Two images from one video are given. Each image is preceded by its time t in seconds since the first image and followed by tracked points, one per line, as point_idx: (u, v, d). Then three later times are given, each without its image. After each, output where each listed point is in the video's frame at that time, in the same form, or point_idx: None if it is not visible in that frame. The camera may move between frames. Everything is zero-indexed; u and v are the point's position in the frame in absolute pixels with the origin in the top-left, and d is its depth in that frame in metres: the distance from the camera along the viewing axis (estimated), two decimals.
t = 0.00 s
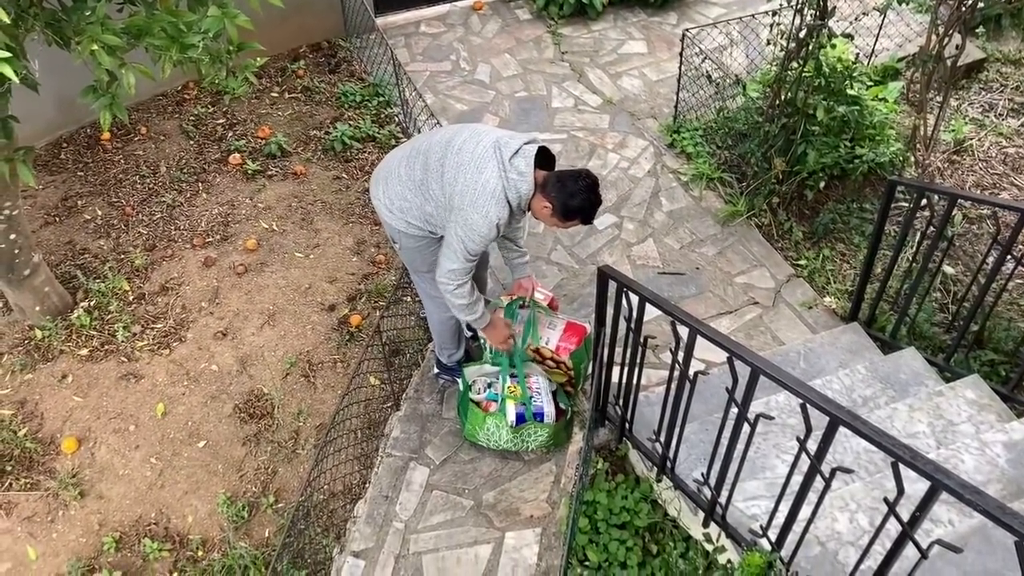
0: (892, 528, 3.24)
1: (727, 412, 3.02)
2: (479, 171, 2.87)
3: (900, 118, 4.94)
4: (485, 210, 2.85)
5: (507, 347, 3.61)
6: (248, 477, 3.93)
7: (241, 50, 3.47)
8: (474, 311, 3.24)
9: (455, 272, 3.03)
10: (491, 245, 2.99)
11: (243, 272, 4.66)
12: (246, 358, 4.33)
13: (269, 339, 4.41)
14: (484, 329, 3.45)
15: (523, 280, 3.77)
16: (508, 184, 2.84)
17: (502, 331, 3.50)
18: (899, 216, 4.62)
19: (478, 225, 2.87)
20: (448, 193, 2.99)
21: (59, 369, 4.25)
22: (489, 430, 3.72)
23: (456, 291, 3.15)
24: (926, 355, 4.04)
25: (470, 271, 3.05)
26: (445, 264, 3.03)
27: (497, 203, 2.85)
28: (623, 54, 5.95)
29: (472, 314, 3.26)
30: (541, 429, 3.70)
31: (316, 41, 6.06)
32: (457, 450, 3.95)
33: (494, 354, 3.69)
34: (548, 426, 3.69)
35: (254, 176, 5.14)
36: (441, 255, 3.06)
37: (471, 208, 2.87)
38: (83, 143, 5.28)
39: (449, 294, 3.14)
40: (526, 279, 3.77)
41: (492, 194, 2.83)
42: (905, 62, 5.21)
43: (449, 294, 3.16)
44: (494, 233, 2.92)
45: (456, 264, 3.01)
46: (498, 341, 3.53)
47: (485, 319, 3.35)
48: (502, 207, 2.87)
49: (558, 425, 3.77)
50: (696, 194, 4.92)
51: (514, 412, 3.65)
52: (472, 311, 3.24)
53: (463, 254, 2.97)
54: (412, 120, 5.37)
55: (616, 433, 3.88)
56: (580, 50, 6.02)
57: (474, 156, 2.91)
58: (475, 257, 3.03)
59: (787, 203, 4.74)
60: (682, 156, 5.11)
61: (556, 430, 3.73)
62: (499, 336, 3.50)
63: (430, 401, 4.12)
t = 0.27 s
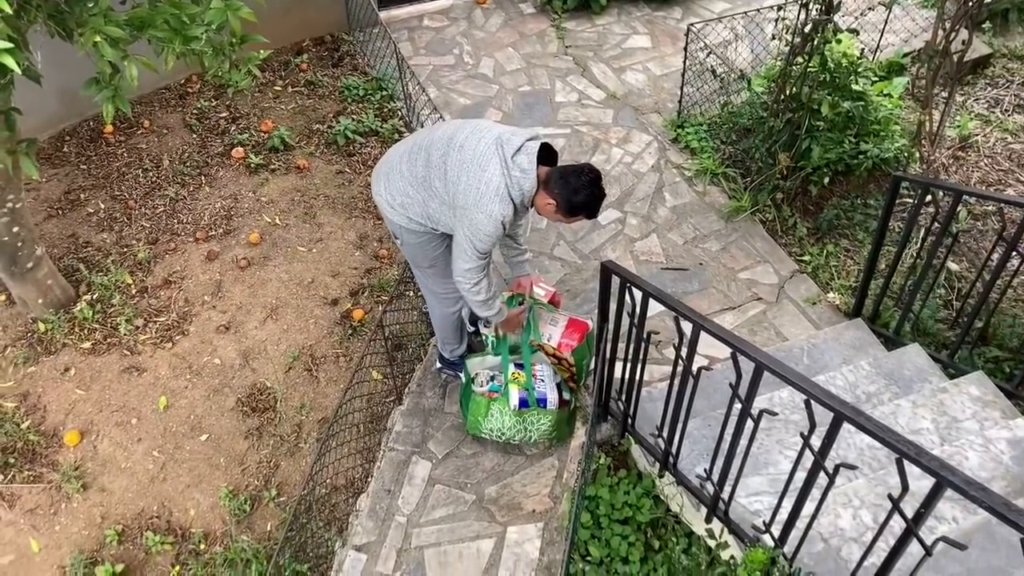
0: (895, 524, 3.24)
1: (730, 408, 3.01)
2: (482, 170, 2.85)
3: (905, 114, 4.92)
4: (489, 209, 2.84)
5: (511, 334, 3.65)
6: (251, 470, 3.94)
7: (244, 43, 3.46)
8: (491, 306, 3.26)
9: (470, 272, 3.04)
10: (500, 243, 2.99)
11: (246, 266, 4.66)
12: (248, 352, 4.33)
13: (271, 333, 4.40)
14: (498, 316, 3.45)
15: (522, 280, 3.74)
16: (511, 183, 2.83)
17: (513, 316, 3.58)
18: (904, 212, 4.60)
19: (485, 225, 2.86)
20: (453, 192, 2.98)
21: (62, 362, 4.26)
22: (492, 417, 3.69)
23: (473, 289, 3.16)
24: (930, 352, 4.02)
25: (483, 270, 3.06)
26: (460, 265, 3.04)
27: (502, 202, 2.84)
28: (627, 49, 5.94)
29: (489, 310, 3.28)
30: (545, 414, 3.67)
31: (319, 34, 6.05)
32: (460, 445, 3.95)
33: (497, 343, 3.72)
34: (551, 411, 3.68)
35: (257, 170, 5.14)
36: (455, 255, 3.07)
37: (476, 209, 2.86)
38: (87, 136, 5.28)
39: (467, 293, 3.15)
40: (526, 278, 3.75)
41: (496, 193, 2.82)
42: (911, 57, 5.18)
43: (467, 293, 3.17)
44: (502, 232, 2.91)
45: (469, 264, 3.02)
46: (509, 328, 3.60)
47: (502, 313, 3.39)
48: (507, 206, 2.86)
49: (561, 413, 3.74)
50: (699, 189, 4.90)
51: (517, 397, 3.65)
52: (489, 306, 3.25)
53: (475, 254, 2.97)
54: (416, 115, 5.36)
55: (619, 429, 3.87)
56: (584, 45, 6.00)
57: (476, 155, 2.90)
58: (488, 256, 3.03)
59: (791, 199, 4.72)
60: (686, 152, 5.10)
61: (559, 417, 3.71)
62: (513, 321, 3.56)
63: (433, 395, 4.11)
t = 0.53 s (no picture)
0: (897, 522, 3.23)
1: (732, 405, 3.00)
2: (486, 164, 2.84)
3: (909, 110, 4.89)
4: (494, 203, 2.83)
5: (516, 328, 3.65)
6: (251, 466, 3.93)
7: (244, 37, 3.44)
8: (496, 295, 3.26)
9: (475, 264, 3.03)
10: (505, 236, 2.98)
11: (247, 261, 4.64)
12: (249, 348, 4.31)
13: (272, 329, 4.39)
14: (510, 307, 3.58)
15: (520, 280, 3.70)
16: (516, 176, 2.81)
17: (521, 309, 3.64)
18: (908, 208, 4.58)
19: (490, 219, 2.86)
20: (456, 186, 2.97)
21: (62, 358, 4.25)
22: (493, 412, 3.69)
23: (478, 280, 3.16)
24: (933, 349, 4.01)
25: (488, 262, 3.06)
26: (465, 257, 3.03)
27: (507, 195, 2.83)
28: (630, 44, 5.91)
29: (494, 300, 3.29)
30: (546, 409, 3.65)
31: (321, 29, 6.03)
32: (461, 441, 3.94)
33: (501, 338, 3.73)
34: (553, 405, 3.65)
35: (258, 165, 5.12)
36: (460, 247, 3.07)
37: (481, 202, 2.85)
38: (87, 130, 5.26)
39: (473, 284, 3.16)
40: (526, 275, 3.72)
41: (501, 187, 2.81)
42: (915, 53, 5.15)
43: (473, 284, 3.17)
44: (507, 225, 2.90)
45: (474, 256, 3.02)
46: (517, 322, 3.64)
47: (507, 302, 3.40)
48: (512, 199, 2.85)
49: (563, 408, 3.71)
50: (702, 185, 4.88)
51: (520, 391, 3.64)
52: (493, 296, 3.26)
53: (480, 247, 2.97)
54: (417, 109, 5.34)
55: (620, 425, 3.86)
56: (587, 40, 5.98)
57: (481, 149, 2.89)
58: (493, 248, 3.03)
59: (794, 194, 4.70)
60: (688, 147, 5.07)
61: (561, 411, 3.68)
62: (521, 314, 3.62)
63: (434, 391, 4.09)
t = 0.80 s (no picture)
0: (899, 520, 3.24)
1: (733, 403, 3.00)
2: (490, 153, 2.83)
3: (911, 106, 4.87)
4: (497, 190, 2.81)
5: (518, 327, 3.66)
6: (252, 464, 3.93)
7: (244, 35, 3.43)
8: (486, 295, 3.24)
9: (470, 255, 3.00)
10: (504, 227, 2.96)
11: (247, 259, 4.64)
12: (250, 345, 4.31)
13: (273, 327, 4.39)
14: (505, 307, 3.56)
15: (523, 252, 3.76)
16: (523, 164, 2.81)
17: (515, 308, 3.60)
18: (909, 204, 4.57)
19: (492, 206, 2.83)
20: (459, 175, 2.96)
21: (63, 355, 4.25)
22: (494, 408, 3.68)
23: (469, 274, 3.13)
24: (935, 346, 4.00)
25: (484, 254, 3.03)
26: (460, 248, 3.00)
27: (511, 183, 2.82)
28: (631, 40, 5.89)
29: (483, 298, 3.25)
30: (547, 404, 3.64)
31: (321, 25, 6.01)
32: (462, 438, 3.94)
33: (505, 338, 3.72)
34: (553, 401, 3.65)
35: (259, 162, 5.11)
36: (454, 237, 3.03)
37: (483, 189, 2.83)
38: (87, 128, 5.26)
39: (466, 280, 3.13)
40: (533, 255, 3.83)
41: (505, 175, 2.80)
42: (916, 49, 5.14)
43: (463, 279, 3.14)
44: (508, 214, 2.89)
45: (470, 246, 2.99)
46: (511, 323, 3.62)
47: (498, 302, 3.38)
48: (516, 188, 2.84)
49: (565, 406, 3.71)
50: (703, 181, 4.87)
51: (520, 390, 3.64)
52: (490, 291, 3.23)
53: (477, 237, 2.94)
54: (417, 106, 5.33)
55: (621, 422, 3.86)
56: (588, 36, 5.96)
57: (485, 137, 2.88)
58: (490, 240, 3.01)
59: (795, 191, 4.68)
60: (690, 144, 5.06)
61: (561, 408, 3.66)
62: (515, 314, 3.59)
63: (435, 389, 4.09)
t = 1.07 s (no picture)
0: (900, 514, 3.24)
1: (735, 398, 3.00)
2: (503, 141, 2.83)
3: (910, 100, 4.87)
4: (508, 177, 2.79)
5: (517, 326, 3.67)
6: (254, 462, 3.93)
7: (243, 33, 3.42)
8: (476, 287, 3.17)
9: (469, 242, 2.93)
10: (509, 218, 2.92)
11: (247, 257, 4.64)
12: (250, 343, 4.31)
13: (273, 324, 4.39)
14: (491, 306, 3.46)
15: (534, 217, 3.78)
16: (535, 151, 2.81)
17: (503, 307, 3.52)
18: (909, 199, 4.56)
19: (501, 191, 2.80)
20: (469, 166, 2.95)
21: (64, 354, 4.25)
22: (494, 404, 3.70)
23: (466, 266, 3.06)
24: (935, 340, 4.00)
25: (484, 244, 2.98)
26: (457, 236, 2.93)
27: (522, 171, 2.81)
28: (630, 35, 5.88)
29: (476, 291, 3.19)
30: (548, 399, 3.67)
31: (319, 23, 5.99)
32: (463, 435, 3.94)
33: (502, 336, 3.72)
34: (552, 394, 3.67)
35: (258, 160, 5.11)
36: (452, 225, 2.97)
37: (494, 175, 2.81)
38: (86, 126, 5.25)
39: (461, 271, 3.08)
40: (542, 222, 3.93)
41: (517, 162, 2.79)
42: (916, 43, 5.13)
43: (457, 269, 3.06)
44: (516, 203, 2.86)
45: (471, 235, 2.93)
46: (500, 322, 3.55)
47: (491, 298, 3.32)
48: (527, 177, 2.83)
49: (564, 400, 3.73)
50: (703, 177, 4.87)
51: (517, 383, 3.66)
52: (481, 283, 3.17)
53: (480, 225, 2.89)
54: (416, 103, 5.32)
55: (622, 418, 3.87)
56: (587, 32, 5.95)
57: (497, 127, 2.88)
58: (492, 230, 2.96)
59: (795, 186, 4.68)
60: (689, 139, 5.05)
61: (561, 401, 3.69)
62: (502, 314, 3.51)
63: (436, 386, 4.08)
